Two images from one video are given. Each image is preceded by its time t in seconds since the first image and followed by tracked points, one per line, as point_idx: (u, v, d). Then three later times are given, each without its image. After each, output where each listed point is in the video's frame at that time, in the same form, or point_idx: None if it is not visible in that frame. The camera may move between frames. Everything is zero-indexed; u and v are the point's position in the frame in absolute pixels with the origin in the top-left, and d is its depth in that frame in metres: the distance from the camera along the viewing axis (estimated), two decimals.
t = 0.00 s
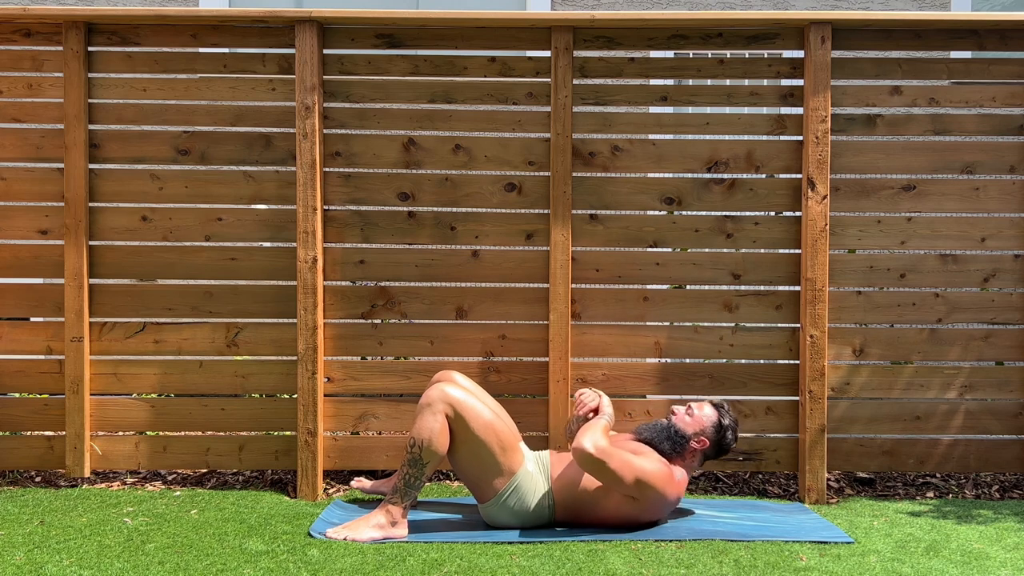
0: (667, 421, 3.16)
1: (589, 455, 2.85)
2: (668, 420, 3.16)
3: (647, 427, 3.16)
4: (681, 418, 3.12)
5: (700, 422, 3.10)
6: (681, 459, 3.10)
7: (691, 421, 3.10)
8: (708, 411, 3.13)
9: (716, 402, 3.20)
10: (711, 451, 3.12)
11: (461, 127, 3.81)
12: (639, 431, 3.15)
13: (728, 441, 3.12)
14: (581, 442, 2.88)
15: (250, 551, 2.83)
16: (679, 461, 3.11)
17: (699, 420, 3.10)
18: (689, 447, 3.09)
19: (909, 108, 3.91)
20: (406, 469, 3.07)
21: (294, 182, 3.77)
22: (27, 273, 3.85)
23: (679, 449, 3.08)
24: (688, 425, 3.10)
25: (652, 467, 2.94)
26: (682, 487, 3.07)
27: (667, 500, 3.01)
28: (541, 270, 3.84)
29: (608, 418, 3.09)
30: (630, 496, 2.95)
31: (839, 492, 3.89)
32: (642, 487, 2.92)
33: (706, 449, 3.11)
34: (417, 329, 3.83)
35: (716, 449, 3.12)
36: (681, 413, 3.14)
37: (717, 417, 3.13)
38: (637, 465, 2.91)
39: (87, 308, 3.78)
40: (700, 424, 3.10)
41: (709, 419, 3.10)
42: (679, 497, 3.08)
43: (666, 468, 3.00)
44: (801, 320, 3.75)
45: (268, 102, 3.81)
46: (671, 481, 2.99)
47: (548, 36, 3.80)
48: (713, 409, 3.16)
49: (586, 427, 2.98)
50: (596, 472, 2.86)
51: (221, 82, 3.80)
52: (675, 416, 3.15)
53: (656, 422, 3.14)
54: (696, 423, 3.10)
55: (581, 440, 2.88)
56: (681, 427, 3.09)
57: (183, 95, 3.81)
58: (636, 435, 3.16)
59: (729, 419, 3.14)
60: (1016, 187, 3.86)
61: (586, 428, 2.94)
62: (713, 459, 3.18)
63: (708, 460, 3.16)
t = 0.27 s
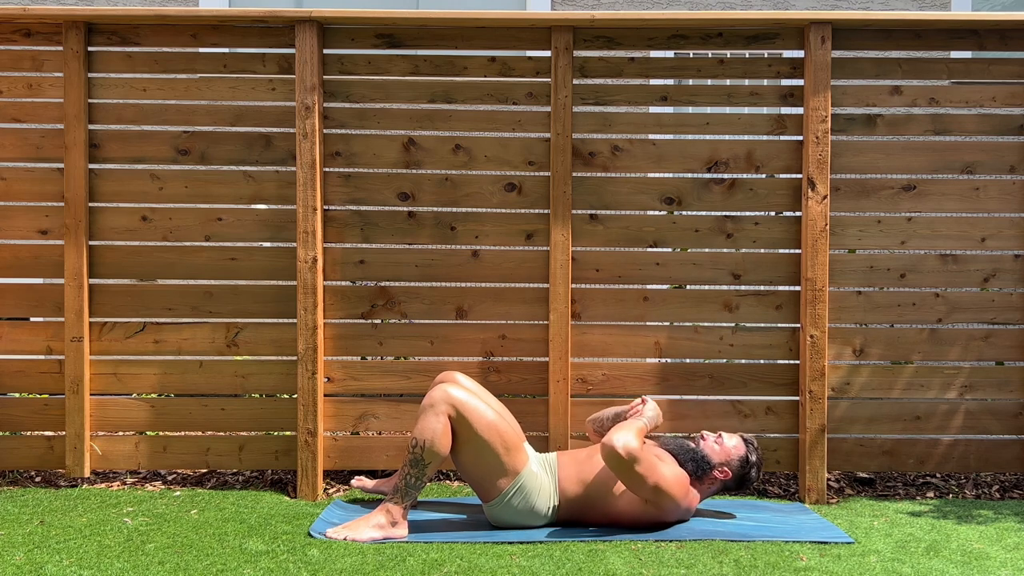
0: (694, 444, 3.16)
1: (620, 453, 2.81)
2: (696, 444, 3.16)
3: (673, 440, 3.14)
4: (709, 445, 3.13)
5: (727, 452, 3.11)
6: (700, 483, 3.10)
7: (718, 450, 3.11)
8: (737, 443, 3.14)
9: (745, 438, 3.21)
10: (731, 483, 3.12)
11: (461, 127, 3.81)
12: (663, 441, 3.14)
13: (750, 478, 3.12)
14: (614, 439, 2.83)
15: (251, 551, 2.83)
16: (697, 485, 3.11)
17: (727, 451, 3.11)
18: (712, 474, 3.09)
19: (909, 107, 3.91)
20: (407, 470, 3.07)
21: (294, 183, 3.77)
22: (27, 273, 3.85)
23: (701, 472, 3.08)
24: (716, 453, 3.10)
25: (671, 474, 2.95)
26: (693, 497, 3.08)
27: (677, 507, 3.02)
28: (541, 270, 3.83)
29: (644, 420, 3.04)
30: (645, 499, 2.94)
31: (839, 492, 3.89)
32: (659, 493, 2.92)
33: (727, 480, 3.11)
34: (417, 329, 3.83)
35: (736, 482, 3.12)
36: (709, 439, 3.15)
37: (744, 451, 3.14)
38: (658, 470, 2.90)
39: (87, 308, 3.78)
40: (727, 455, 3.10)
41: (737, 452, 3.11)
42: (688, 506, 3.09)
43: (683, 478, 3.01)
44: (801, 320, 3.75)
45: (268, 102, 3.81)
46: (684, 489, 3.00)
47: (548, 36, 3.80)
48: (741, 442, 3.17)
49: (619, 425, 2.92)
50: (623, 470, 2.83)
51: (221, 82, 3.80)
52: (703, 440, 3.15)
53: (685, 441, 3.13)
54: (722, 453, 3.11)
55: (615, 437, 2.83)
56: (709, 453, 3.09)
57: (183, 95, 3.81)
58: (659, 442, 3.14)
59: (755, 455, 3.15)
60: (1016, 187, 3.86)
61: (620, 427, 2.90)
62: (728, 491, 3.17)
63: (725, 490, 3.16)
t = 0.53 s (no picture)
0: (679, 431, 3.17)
1: (595, 465, 2.83)
2: (681, 429, 3.17)
3: (659, 433, 3.16)
4: (693, 428, 3.14)
5: (711, 433, 3.12)
6: (691, 470, 3.12)
7: (702, 432, 3.12)
8: (721, 422, 3.14)
9: (729, 413, 3.20)
10: (722, 462, 3.13)
11: (460, 127, 3.81)
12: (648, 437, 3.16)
13: (740, 453, 3.11)
14: (587, 451, 2.85)
15: (250, 551, 2.83)
16: (689, 471, 3.12)
17: (711, 431, 3.12)
18: (701, 458, 3.10)
19: (909, 108, 3.91)
20: (407, 470, 3.07)
21: (294, 182, 3.77)
22: (27, 273, 3.85)
23: (690, 458, 3.09)
24: (700, 436, 3.11)
25: (660, 473, 2.95)
26: (688, 490, 3.08)
27: (672, 505, 3.02)
28: (541, 270, 3.83)
29: (614, 415, 3.06)
30: (635, 501, 2.95)
31: (839, 492, 3.89)
32: (649, 493, 2.92)
33: (717, 460, 3.12)
34: (417, 329, 3.83)
35: (728, 460, 3.12)
36: (692, 423, 3.16)
37: (729, 428, 3.13)
38: (643, 471, 2.90)
39: (87, 308, 3.78)
40: (712, 435, 3.11)
41: (722, 431, 3.11)
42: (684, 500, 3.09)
43: (674, 473, 3.01)
44: (802, 320, 3.75)
45: (268, 102, 3.81)
46: (677, 486, 3.00)
47: (548, 36, 3.80)
48: (726, 420, 3.16)
49: (590, 433, 2.94)
50: (603, 480, 2.85)
51: (221, 82, 3.80)
52: (687, 425, 3.16)
53: (669, 430, 3.14)
54: (707, 434, 3.12)
55: (587, 449, 2.85)
56: (693, 438, 3.11)
57: (183, 95, 3.81)
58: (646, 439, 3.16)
59: (741, 430, 3.14)
60: (1016, 187, 3.86)
61: (590, 437, 2.91)
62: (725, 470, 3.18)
63: (719, 470, 3.17)
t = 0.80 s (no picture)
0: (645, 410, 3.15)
1: (568, 475, 2.83)
2: (647, 409, 3.15)
3: (628, 420, 3.14)
4: (658, 405, 3.11)
5: (677, 406, 3.08)
6: (666, 445, 3.08)
7: (668, 407, 3.09)
8: (684, 394, 3.11)
9: (691, 384, 3.18)
10: (693, 433, 3.11)
11: (461, 127, 3.81)
12: (619, 425, 3.15)
13: (708, 420, 3.10)
14: (558, 462, 2.85)
15: (250, 551, 2.83)
16: (663, 448, 3.09)
17: (677, 405, 3.08)
18: (671, 433, 3.07)
19: (909, 108, 3.91)
20: (405, 469, 3.07)
21: (294, 183, 3.77)
22: (27, 273, 3.85)
23: (660, 436, 3.06)
24: (665, 411, 3.08)
25: (640, 465, 2.91)
26: (672, 473, 3.05)
27: (658, 495, 3.00)
28: (541, 270, 3.84)
29: (574, 416, 3.11)
30: (620, 497, 2.94)
31: (839, 492, 3.89)
32: (631, 488, 2.91)
33: (688, 432, 3.10)
34: (417, 329, 3.83)
35: (698, 430, 3.11)
36: (657, 400, 3.13)
37: (693, 398, 3.12)
38: (619, 468, 2.88)
39: (87, 308, 3.78)
40: (678, 408, 3.08)
41: (687, 402, 3.09)
42: (671, 484, 3.07)
43: (654, 462, 2.97)
44: (802, 320, 3.75)
45: (268, 102, 3.81)
46: (660, 474, 2.97)
47: (548, 36, 3.80)
48: (689, 391, 3.14)
49: (558, 442, 2.95)
50: (580, 487, 2.85)
51: (221, 82, 3.80)
52: (653, 403, 3.13)
53: (635, 412, 3.13)
54: (673, 408, 3.08)
55: (557, 461, 2.86)
56: (660, 414, 3.08)
57: (183, 95, 3.81)
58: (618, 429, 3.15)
59: (706, 398, 3.12)
60: (1016, 187, 3.86)
61: (559, 448, 2.92)
62: (698, 440, 3.16)
63: (693, 441, 3.15)
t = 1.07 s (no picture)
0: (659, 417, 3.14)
1: (577, 468, 2.84)
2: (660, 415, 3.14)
3: (640, 424, 3.14)
4: (672, 413, 3.10)
5: (691, 415, 3.08)
6: (676, 454, 3.09)
7: (682, 415, 3.08)
8: (699, 405, 3.10)
9: (706, 394, 3.17)
10: (706, 444, 3.11)
11: (461, 127, 3.81)
12: (630, 429, 3.15)
13: (722, 433, 3.10)
14: (568, 455, 2.86)
15: (250, 551, 2.83)
16: (673, 456, 3.10)
17: (691, 415, 3.08)
18: (683, 442, 3.07)
19: (909, 108, 3.91)
20: (406, 469, 3.07)
21: (294, 183, 3.77)
22: (26, 273, 3.85)
23: (672, 444, 3.06)
24: (679, 420, 3.08)
25: (647, 468, 2.92)
26: (679, 480, 3.05)
27: (663, 498, 3.00)
28: (541, 270, 3.84)
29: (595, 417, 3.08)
30: (626, 498, 2.95)
31: (839, 492, 3.89)
32: (636, 488, 2.91)
33: (700, 442, 3.10)
34: (417, 329, 3.83)
35: (710, 440, 3.11)
36: (671, 408, 3.12)
37: (708, 410, 3.11)
38: (628, 469, 2.89)
39: (87, 308, 3.78)
40: (692, 418, 3.07)
41: (701, 413, 3.08)
42: (677, 490, 3.08)
43: (661, 465, 2.98)
44: (802, 320, 3.75)
45: (268, 102, 3.81)
46: (666, 478, 2.97)
47: (548, 36, 3.80)
48: (704, 402, 3.13)
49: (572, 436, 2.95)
50: (588, 482, 2.85)
51: (221, 82, 3.80)
52: (667, 410, 3.12)
53: (649, 418, 3.13)
54: (687, 418, 3.08)
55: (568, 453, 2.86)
56: (674, 423, 3.07)
57: (183, 95, 3.81)
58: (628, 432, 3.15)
59: (721, 410, 3.11)
60: (1016, 187, 3.86)
61: (572, 440, 2.92)
62: (709, 450, 3.16)
63: (704, 452, 3.15)
